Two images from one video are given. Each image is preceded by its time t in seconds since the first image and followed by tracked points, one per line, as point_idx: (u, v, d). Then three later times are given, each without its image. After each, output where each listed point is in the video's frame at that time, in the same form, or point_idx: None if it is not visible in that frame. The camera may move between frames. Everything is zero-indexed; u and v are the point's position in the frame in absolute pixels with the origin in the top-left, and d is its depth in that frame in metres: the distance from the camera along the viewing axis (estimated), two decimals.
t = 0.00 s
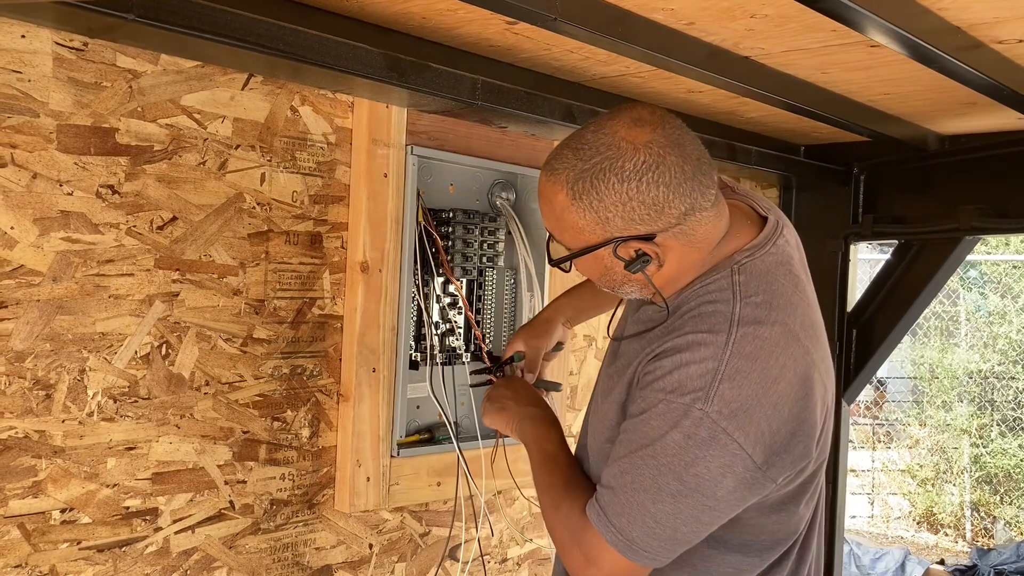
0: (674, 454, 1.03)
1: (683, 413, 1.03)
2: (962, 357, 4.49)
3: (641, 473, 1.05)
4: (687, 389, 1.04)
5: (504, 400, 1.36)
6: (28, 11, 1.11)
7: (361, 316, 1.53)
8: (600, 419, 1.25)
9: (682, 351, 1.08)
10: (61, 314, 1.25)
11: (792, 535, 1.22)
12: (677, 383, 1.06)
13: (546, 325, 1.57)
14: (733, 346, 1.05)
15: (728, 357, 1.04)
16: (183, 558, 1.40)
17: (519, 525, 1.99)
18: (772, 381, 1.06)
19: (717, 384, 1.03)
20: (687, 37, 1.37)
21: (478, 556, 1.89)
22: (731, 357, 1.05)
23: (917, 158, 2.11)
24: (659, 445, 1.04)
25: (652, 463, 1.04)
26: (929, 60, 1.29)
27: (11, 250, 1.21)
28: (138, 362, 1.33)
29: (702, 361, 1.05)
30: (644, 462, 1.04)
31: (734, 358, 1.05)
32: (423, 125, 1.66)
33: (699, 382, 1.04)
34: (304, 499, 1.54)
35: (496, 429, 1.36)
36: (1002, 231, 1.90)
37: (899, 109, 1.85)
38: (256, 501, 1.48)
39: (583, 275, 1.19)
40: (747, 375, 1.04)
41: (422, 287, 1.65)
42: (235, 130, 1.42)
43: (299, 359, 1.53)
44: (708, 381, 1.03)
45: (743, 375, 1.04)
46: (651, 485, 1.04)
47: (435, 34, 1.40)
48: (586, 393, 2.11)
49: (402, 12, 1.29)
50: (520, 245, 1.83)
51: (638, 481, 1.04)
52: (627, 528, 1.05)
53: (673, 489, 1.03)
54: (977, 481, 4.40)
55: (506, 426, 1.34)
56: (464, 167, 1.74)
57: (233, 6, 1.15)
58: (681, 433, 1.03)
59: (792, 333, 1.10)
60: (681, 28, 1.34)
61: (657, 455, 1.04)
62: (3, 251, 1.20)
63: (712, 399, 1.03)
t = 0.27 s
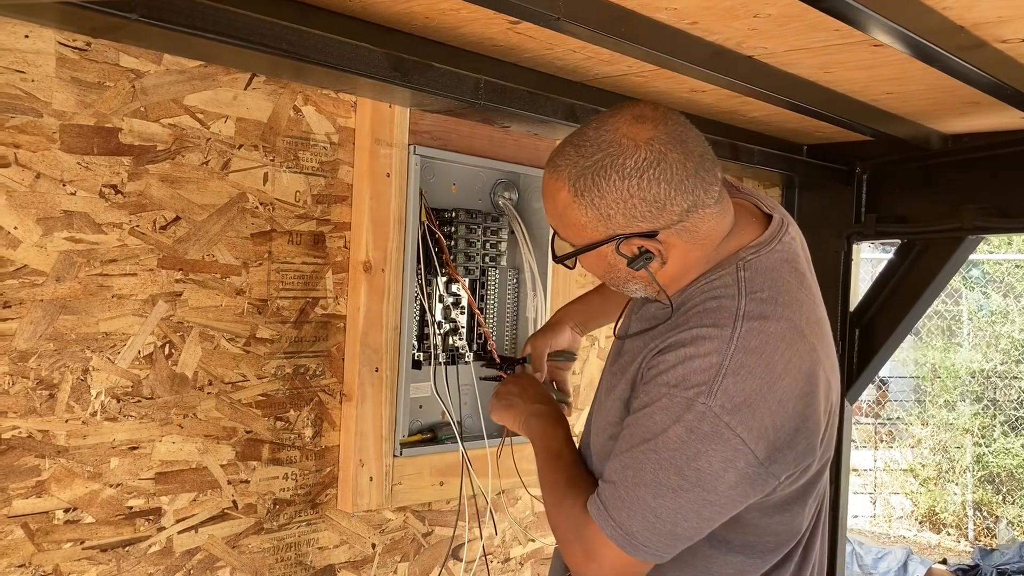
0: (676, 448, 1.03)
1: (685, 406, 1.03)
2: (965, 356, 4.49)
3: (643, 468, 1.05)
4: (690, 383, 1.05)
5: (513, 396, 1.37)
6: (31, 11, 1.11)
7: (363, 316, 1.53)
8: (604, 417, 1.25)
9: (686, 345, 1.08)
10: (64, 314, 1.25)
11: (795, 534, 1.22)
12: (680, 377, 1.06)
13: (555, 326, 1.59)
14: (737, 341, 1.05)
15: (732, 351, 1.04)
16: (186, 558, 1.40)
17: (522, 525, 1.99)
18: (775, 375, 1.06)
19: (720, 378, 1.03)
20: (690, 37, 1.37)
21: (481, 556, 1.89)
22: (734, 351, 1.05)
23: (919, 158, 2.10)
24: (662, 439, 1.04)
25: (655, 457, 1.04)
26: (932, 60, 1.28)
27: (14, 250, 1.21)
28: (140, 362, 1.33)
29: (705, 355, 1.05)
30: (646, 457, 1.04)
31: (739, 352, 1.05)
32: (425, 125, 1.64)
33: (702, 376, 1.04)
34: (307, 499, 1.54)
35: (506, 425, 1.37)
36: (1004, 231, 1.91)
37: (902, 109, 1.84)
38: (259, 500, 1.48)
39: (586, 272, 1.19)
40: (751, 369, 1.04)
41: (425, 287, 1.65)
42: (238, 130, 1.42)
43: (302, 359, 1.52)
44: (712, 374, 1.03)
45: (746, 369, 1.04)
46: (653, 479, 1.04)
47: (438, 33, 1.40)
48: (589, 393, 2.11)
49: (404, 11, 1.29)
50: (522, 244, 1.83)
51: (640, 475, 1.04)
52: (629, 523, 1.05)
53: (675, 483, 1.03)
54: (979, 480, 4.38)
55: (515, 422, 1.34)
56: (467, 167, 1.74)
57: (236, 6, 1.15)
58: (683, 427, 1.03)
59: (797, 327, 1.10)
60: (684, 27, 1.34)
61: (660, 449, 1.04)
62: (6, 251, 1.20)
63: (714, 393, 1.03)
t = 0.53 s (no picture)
0: (682, 444, 1.02)
1: (690, 403, 1.03)
2: (967, 356, 4.48)
3: (648, 465, 1.04)
4: (695, 380, 1.04)
5: (508, 402, 1.37)
6: (35, 11, 1.11)
7: (366, 315, 1.53)
8: (607, 416, 1.25)
9: (690, 342, 1.08)
10: (67, 314, 1.25)
11: (800, 531, 1.22)
12: (685, 374, 1.06)
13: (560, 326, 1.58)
14: (742, 337, 1.05)
15: (737, 347, 1.04)
16: (188, 558, 1.40)
17: (524, 525, 1.99)
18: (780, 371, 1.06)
19: (725, 374, 1.03)
20: (693, 36, 1.37)
21: (483, 555, 1.89)
22: (739, 347, 1.05)
23: (922, 157, 2.10)
24: (667, 436, 1.04)
25: (660, 454, 1.04)
26: (936, 59, 1.28)
27: (17, 249, 1.21)
28: (143, 362, 1.33)
29: (710, 352, 1.05)
30: (652, 455, 1.04)
31: (743, 348, 1.04)
32: (429, 124, 1.65)
33: (707, 373, 1.04)
34: (309, 498, 1.54)
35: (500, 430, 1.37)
36: (1008, 231, 1.90)
37: (905, 108, 1.84)
38: (261, 500, 1.48)
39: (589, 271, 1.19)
40: (756, 366, 1.04)
41: (428, 286, 1.65)
42: (240, 130, 1.42)
43: (305, 359, 1.53)
44: (717, 370, 1.03)
45: (751, 365, 1.04)
46: (658, 475, 1.03)
47: (440, 33, 1.40)
48: (591, 392, 2.11)
49: (407, 11, 1.29)
50: (525, 243, 1.83)
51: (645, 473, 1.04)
52: (635, 520, 1.05)
53: (680, 480, 1.02)
54: (981, 480, 4.39)
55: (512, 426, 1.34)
56: (469, 166, 1.74)
57: (239, 6, 1.15)
58: (688, 423, 1.03)
59: (801, 323, 1.09)
60: (687, 26, 1.34)
61: (665, 446, 1.04)
62: (9, 250, 1.20)
63: (720, 389, 1.03)
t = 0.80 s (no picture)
0: (675, 446, 1.02)
1: (684, 404, 1.03)
2: (968, 356, 4.48)
3: (642, 465, 1.04)
4: (690, 381, 1.04)
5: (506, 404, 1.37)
6: (36, 11, 1.11)
7: (368, 315, 1.53)
8: (607, 417, 1.25)
9: (687, 343, 1.08)
10: (69, 314, 1.25)
11: (798, 535, 1.22)
12: (680, 375, 1.06)
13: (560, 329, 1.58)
14: (738, 339, 1.05)
15: (733, 350, 1.04)
16: (190, 558, 1.40)
17: (525, 525, 1.99)
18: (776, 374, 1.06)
19: (720, 376, 1.03)
20: (695, 36, 1.37)
21: (485, 555, 1.89)
22: (736, 349, 1.05)
23: (923, 157, 2.10)
24: (661, 437, 1.04)
25: (653, 455, 1.04)
26: (938, 59, 1.28)
27: (18, 249, 1.21)
28: (145, 362, 1.33)
29: (706, 353, 1.05)
30: (646, 456, 1.04)
31: (740, 351, 1.04)
32: (430, 124, 1.64)
33: (702, 375, 1.04)
34: (311, 498, 1.54)
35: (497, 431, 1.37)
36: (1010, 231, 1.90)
37: (907, 108, 1.84)
38: (263, 500, 1.48)
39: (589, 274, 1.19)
40: (752, 369, 1.04)
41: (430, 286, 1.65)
42: (242, 130, 1.42)
43: (307, 359, 1.53)
44: (712, 373, 1.03)
45: (746, 367, 1.04)
46: (651, 476, 1.04)
47: (442, 33, 1.40)
48: (592, 392, 2.11)
49: (409, 11, 1.29)
50: (526, 243, 1.83)
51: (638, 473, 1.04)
52: (626, 520, 1.05)
53: (672, 481, 1.02)
54: (983, 479, 4.38)
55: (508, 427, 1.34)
56: (471, 167, 1.74)
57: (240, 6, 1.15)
58: (683, 425, 1.03)
59: (799, 327, 1.09)
60: (689, 27, 1.34)
61: (659, 447, 1.04)
62: (11, 250, 1.20)
63: (714, 391, 1.03)
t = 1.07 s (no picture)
0: (673, 444, 1.02)
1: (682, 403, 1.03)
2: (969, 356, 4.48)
3: (640, 464, 1.04)
4: (688, 380, 1.04)
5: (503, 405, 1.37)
6: (37, 10, 1.11)
7: (368, 314, 1.53)
8: (606, 416, 1.25)
9: (685, 342, 1.08)
10: (70, 313, 1.25)
11: (799, 534, 1.21)
12: (678, 373, 1.05)
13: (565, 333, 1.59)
14: (735, 337, 1.05)
15: (730, 347, 1.04)
16: (191, 557, 1.40)
17: (526, 524, 1.99)
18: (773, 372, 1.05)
19: (717, 374, 1.03)
20: (696, 36, 1.37)
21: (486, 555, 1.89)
22: (733, 347, 1.05)
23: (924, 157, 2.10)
24: (660, 435, 1.04)
25: (652, 453, 1.04)
26: (939, 59, 1.28)
27: (19, 248, 1.21)
28: (145, 361, 1.33)
29: (703, 351, 1.05)
30: (645, 455, 1.04)
31: (738, 348, 1.04)
32: (431, 124, 1.65)
33: (700, 372, 1.04)
34: (312, 498, 1.54)
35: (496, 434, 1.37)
36: (1010, 231, 1.88)
37: (907, 108, 1.84)
38: (264, 499, 1.48)
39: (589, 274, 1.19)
40: (749, 366, 1.04)
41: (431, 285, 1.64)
42: (243, 129, 1.42)
43: (307, 358, 1.53)
44: (710, 370, 1.03)
45: (743, 365, 1.04)
46: (650, 474, 1.04)
47: (443, 32, 1.40)
48: (593, 392, 2.11)
49: (410, 10, 1.29)
50: (527, 243, 1.83)
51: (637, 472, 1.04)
52: (626, 519, 1.05)
53: (671, 480, 1.02)
54: (983, 479, 4.39)
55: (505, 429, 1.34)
56: (472, 166, 1.74)
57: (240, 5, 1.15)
58: (681, 423, 1.02)
59: (796, 324, 1.09)
60: (690, 26, 1.34)
61: (657, 445, 1.04)
62: (12, 249, 1.20)
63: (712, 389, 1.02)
